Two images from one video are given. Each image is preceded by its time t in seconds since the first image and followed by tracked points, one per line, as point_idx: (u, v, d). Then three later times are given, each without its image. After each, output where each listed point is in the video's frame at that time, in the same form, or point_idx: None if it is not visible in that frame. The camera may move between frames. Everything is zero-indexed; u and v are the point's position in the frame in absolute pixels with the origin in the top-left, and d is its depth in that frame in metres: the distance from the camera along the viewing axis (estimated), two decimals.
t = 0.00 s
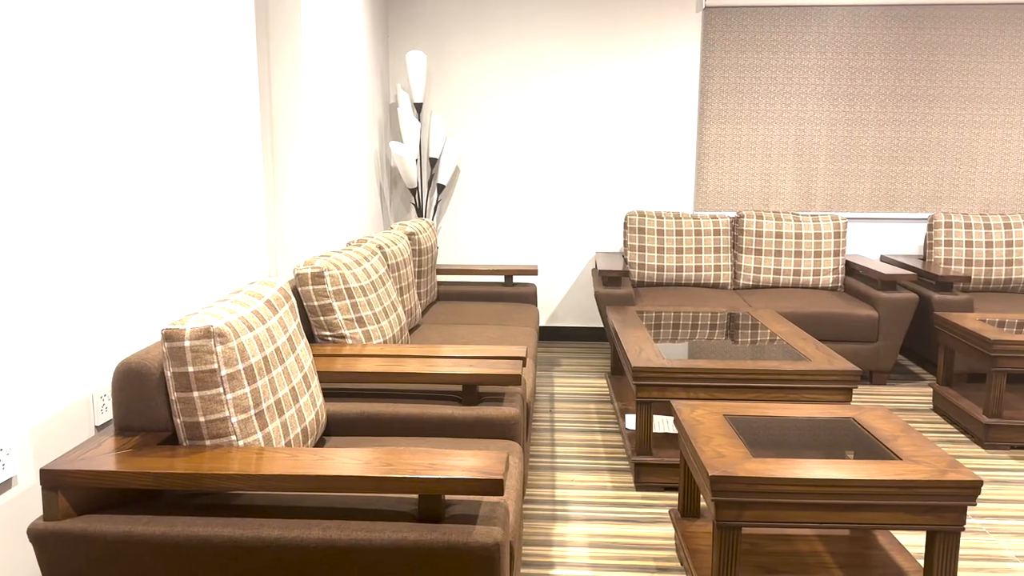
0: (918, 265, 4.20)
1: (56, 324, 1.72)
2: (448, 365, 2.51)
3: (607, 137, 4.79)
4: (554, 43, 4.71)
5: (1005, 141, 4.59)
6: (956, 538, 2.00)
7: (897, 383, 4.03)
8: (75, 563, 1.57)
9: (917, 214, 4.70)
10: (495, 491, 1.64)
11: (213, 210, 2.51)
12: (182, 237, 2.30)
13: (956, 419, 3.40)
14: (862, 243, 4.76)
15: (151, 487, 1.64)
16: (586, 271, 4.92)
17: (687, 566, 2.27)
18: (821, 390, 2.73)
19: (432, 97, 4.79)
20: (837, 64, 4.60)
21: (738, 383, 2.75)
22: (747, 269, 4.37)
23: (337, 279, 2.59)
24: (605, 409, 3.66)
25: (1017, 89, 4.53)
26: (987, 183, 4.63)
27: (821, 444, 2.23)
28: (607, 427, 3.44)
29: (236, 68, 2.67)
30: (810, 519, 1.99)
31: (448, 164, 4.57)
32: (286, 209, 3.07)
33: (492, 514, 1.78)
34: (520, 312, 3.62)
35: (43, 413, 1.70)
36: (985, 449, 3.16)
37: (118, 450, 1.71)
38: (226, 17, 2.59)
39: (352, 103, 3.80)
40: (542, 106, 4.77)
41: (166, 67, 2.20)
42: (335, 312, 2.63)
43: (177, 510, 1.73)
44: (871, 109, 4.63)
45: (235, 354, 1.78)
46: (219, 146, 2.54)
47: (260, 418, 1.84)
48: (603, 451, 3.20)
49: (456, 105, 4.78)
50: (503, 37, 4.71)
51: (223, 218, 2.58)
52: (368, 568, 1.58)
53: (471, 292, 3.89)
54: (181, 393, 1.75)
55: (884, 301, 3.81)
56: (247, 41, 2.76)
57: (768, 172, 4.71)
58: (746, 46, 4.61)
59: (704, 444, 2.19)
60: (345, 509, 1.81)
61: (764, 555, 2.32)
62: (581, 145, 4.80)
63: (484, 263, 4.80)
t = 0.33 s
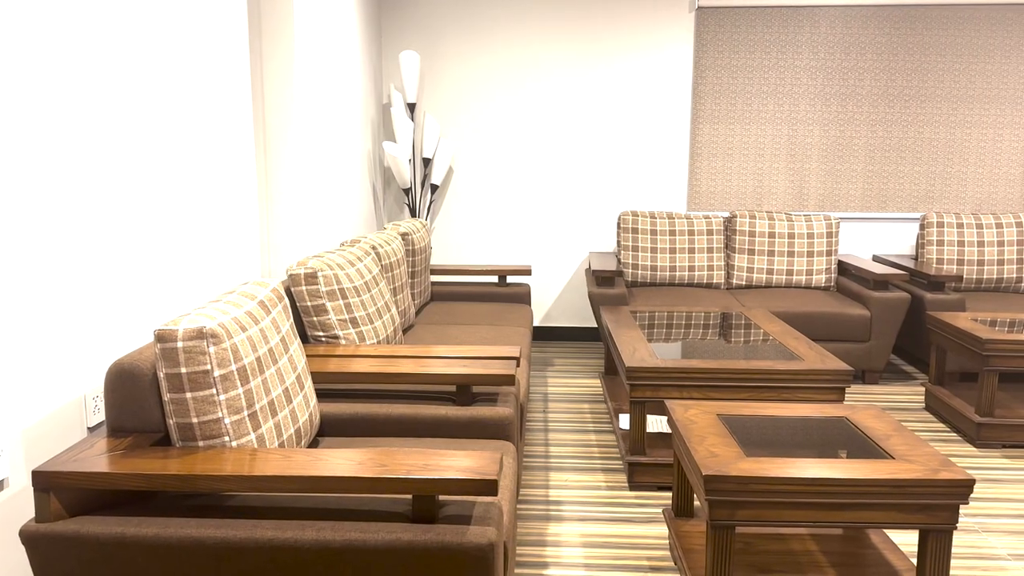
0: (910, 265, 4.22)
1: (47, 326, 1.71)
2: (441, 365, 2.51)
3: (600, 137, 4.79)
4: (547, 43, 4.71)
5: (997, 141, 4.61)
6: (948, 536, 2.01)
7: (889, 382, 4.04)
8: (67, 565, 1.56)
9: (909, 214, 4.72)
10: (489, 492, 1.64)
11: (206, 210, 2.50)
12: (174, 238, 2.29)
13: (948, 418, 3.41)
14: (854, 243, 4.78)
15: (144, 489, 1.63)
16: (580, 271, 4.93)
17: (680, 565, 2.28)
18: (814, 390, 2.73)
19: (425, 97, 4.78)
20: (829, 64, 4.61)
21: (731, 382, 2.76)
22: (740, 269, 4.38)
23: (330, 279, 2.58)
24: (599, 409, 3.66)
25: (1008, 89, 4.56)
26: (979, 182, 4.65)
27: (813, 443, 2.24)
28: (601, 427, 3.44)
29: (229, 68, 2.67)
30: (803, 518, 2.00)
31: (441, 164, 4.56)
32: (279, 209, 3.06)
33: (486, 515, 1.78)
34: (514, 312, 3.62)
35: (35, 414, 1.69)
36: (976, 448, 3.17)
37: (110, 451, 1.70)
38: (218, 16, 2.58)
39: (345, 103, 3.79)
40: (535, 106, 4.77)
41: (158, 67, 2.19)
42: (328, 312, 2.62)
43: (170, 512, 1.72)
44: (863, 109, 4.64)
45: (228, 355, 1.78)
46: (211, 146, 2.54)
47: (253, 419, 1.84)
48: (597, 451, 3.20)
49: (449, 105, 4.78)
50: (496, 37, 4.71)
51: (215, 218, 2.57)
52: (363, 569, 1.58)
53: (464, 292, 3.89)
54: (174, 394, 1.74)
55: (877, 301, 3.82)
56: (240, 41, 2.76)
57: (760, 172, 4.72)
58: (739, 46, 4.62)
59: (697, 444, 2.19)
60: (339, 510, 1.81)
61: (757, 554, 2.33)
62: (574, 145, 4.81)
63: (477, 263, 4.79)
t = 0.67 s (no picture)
0: (899, 264, 4.24)
1: (36, 327, 1.70)
2: (432, 366, 2.51)
3: (591, 136, 4.80)
4: (537, 42, 4.71)
5: (985, 141, 4.64)
6: (937, 534, 2.02)
7: (879, 381, 4.06)
8: (55, 567, 1.55)
9: (898, 214, 4.74)
10: (481, 492, 1.64)
11: (196, 211, 2.49)
12: (163, 239, 2.28)
13: (937, 417, 3.43)
14: (844, 242, 4.80)
15: (132, 491, 1.62)
16: (570, 271, 4.93)
17: (671, 565, 2.28)
18: (804, 389, 2.74)
19: (415, 97, 4.77)
20: (819, 64, 4.63)
21: (722, 382, 2.76)
22: (730, 269, 4.39)
23: (320, 279, 2.57)
24: (590, 409, 3.66)
25: (996, 90, 4.59)
26: (967, 183, 4.68)
27: (803, 442, 2.25)
28: (592, 427, 3.44)
29: (218, 68, 2.66)
30: (793, 517, 2.00)
31: (432, 164, 4.56)
32: (268, 209, 3.05)
33: (477, 515, 1.78)
34: (505, 312, 3.61)
35: (23, 416, 1.67)
36: (965, 446, 3.19)
37: (99, 453, 1.69)
38: (208, 15, 2.57)
39: (335, 102, 3.78)
40: (526, 105, 4.77)
41: (145, 66, 2.17)
42: (318, 312, 2.61)
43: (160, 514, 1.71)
44: (852, 109, 4.66)
45: (218, 356, 1.77)
46: (201, 145, 2.53)
47: (243, 421, 1.83)
48: (588, 451, 3.20)
49: (440, 105, 4.77)
50: (486, 37, 4.71)
51: (204, 218, 2.56)
52: (354, 570, 1.57)
53: (455, 292, 3.88)
54: (163, 395, 1.73)
55: (866, 301, 3.84)
56: (229, 40, 2.74)
57: (750, 172, 4.74)
58: (729, 46, 4.63)
59: (688, 443, 2.20)
60: (329, 511, 1.81)
61: (748, 553, 2.33)
62: (564, 144, 4.81)
63: (467, 263, 4.79)
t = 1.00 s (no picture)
0: (884, 264, 4.26)
1: (18, 329, 1.68)
2: (419, 366, 2.50)
3: (578, 136, 4.80)
4: (524, 42, 4.71)
5: (968, 141, 4.67)
6: (921, 532, 2.04)
7: (864, 379, 4.09)
8: (38, 571, 1.53)
9: (882, 213, 4.78)
10: (468, 493, 1.64)
11: (180, 212, 2.47)
12: (146, 240, 2.26)
13: (922, 416, 3.45)
14: (829, 242, 4.82)
15: (116, 493, 1.61)
16: (557, 271, 4.93)
17: (658, 564, 2.29)
18: (790, 388, 2.75)
19: (402, 96, 4.76)
20: (804, 65, 4.65)
21: (708, 381, 2.77)
22: (717, 268, 4.41)
23: (306, 280, 2.56)
24: (577, 409, 3.66)
25: (979, 91, 4.62)
26: (951, 182, 4.72)
27: (789, 441, 2.26)
28: (580, 427, 3.44)
29: (203, 67, 2.64)
30: (779, 516, 2.01)
31: (419, 164, 4.55)
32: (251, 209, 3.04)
33: (464, 516, 1.78)
34: (492, 312, 3.61)
35: (5, 418, 1.66)
36: (949, 444, 3.21)
37: (83, 455, 1.68)
38: (192, 13, 2.55)
39: (322, 102, 3.77)
40: (512, 105, 4.77)
41: (130, 67, 2.16)
42: (304, 314, 2.60)
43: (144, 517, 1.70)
44: (837, 109, 4.69)
45: (202, 358, 1.76)
46: (185, 144, 2.51)
47: (228, 422, 1.82)
48: (575, 451, 3.20)
49: (426, 105, 4.76)
50: (473, 37, 4.71)
51: (189, 217, 2.54)
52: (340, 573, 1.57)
53: (442, 292, 3.87)
54: (147, 397, 1.72)
55: (851, 300, 3.86)
56: (213, 40, 2.73)
57: (736, 172, 4.76)
58: (714, 47, 4.65)
59: (674, 443, 2.21)
60: (315, 513, 1.80)
61: (734, 552, 2.34)
62: (551, 144, 4.81)
63: (453, 263, 4.78)
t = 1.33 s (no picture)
0: (864, 263, 4.30)
1: None
2: (401, 367, 2.49)
3: (560, 136, 4.81)
4: (506, 43, 4.71)
5: (946, 142, 4.72)
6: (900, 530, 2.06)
7: (844, 378, 4.12)
8: None
9: (861, 213, 4.82)
10: (449, 494, 1.64)
11: (159, 213, 2.45)
12: (125, 242, 2.24)
13: (901, 414, 3.48)
14: (810, 242, 4.86)
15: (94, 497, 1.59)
16: (540, 271, 4.93)
17: (640, 563, 2.30)
18: (771, 387, 2.77)
19: (384, 96, 4.74)
20: (784, 66, 4.68)
21: (690, 381, 2.78)
22: (699, 269, 4.42)
23: (287, 282, 2.54)
24: (560, 410, 3.66)
25: (957, 92, 4.67)
26: (929, 183, 4.77)
27: (770, 440, 2.28)
28: (562, 427, 3.45)
29: (183, 67, 2.62)
30: (759, 515, 2.03)
31: (402, 165, 4.54)
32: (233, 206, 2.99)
33: (445, 518, 1.77)
34: (475, 313, 3.60)
35: None
36: (928, 442, 3.24)
37: (60, 459, 1.66)
38: (172, 13, 2.54)
39: (303, 102, 3.75)
40: (495, 106, 4.76)
41: (108, 68, 2.14)
42: (285, 315, 2.58)
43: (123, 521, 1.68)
44: (816, 110, 4.72)
45: (181, 360, 1.75)
46: (165, 144, 2.49)
47: (207, 425, 1.80)
48: (558, 451, 3.20)
49: (408, 106, 4.75)
50: (455, 37, 4.70)
51: (168, 220, 2.52)
52: None
53: (424, 293, 3.86)
54: (125, 400, 1.70)
55: (832, 299, 3.88)
56: (192, 39, 2.70)
57: (718, 173, 4.78)
58: (696, 48, 4.66)
59: (656, 442, 2.21)
60: (296, 516, 1.79)
61: (716, 551, 2.35)
62: (534, 144, 4.81)
63: (434, 264, 4.77)
